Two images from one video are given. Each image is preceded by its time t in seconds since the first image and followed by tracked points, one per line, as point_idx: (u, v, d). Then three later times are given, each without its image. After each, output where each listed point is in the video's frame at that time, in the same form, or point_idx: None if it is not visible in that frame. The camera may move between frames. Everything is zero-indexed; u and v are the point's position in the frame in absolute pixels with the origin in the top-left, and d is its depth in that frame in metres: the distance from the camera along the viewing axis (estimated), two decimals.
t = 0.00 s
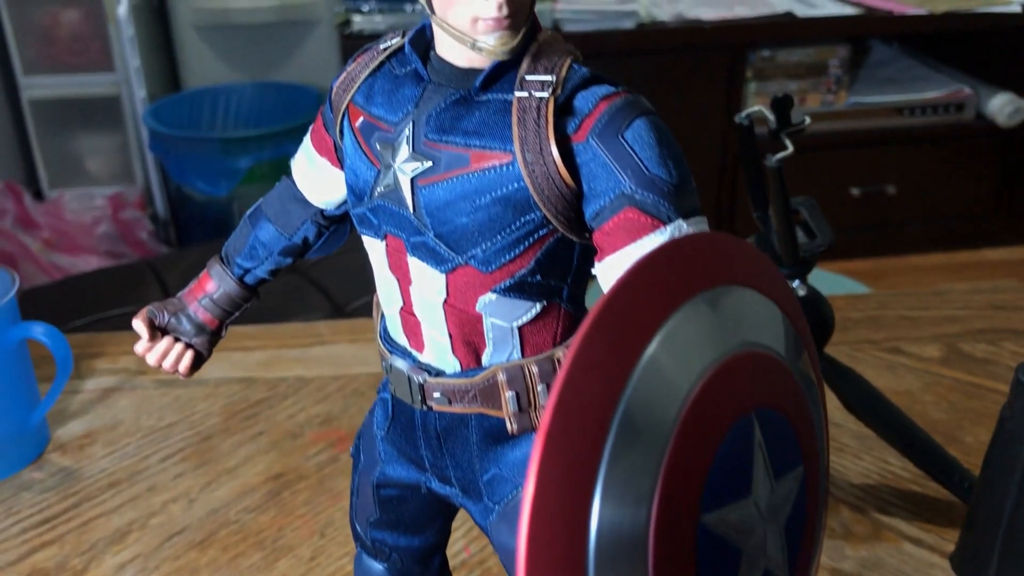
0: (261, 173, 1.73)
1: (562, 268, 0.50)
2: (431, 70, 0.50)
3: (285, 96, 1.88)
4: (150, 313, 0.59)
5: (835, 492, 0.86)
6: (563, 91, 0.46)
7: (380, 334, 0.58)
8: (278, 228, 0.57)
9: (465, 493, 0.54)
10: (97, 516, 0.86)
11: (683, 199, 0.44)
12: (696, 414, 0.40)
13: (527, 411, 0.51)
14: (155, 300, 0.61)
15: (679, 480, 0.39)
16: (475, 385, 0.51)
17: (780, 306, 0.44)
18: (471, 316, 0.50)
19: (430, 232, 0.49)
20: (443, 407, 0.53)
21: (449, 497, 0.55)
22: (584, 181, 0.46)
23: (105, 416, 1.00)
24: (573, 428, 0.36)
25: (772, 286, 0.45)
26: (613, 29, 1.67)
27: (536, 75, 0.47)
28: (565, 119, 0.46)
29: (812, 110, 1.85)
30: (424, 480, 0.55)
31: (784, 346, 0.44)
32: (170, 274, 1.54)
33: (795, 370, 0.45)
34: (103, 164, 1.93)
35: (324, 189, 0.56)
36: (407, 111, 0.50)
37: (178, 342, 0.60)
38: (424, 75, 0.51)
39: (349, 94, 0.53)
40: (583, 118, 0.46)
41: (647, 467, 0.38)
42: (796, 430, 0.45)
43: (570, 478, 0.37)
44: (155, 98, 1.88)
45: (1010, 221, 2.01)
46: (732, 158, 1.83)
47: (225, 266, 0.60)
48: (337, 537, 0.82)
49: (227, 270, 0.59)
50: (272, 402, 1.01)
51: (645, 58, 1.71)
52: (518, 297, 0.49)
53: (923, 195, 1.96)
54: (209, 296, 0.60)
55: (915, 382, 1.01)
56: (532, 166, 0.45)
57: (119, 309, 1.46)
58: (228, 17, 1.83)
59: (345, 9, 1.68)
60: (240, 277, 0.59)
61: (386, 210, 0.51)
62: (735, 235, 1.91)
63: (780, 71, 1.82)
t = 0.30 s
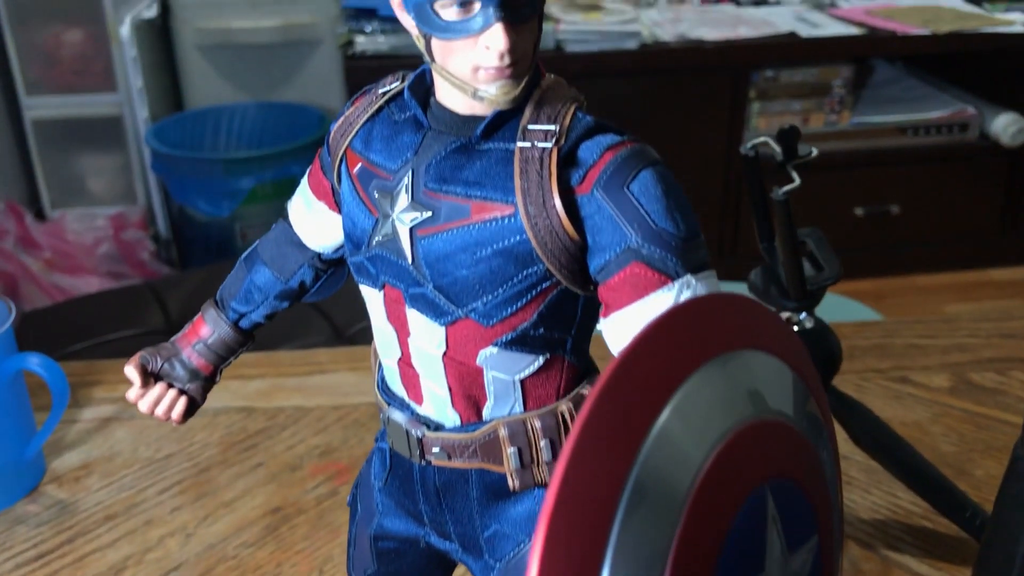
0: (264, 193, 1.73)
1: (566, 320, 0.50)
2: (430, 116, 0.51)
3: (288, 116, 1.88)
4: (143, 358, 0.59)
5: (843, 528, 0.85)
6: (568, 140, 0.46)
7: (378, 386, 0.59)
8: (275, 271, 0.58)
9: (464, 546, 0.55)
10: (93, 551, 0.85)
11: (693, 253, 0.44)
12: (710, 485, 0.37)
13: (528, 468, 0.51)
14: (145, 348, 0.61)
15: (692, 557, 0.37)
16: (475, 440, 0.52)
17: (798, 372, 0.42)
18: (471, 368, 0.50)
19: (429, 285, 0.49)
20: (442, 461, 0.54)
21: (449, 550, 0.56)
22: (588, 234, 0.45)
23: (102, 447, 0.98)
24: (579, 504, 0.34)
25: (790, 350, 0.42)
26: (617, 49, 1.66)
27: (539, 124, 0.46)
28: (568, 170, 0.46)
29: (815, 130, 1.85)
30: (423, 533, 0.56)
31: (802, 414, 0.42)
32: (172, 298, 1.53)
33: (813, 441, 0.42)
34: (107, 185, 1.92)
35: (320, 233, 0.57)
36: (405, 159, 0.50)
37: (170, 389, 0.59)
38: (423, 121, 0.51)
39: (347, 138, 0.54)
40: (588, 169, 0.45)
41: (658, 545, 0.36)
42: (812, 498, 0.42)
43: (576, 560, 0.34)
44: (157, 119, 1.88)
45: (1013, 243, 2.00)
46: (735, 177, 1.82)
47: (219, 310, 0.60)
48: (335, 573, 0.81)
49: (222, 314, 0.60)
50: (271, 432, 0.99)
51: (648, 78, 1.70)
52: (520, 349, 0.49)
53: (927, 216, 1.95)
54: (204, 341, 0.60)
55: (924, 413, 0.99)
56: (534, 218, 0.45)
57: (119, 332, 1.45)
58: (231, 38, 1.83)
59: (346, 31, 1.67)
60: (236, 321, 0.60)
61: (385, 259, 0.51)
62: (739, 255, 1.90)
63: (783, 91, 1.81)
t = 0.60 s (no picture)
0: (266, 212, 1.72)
1: (570, 370, 0.49)
2: (430, 158, 0.51)
3: (290, 136, 1.87)
4: (136, 402, 0.59)
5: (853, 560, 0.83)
6: (572, 186, 0.46)
7: (376, 435, 0.59)
8: (271, 313, 0.58)
9: None
10: None
11: (703, 303, 0.44)
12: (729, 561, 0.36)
13: (532, 521, 0.51)
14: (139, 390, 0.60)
15: None
16: (476, 493, 0.52)
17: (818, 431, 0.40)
18: (472, 419, 0.50)
19: (428, 333, 0.49)
20: (442, 514, 0.53)
21: None
22: (593, 283, 0.45)
23: (99, 476, 0.97)
24: None
25: (810, 409, 0.41)
26: (621, 68, 1.65)
27: (542, 169, 0.46)
28: (573, 217, 0.45)
29: (819, 148, 1.84)
30: None
31: (823, 478, 0.40)
32: (172, 319, 1.52)
33: (838, 510, 0.41)
34: (108, 203, 1.90)
35: (318, 273, 0.57)
36: (405, 203, 0.50)
37: (164, 432, 0.59)
38: (422, 163, 0.51)
39: (345, 178, 0.53)
40: (593, 217, 0.45)
41: None
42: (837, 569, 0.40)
43: None
44: (159, 138, 1.86)
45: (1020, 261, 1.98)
46: (739, 194, 1.81)
47: (214, 351, 0.60)
48: None
49: (215, 357, 0.59)
50: (269, 461, 0.97)
51: (654, 96, 1.69)
52: (523, 401, 0.49)
53: (932, 234, 1.93)
54: (197, 384, 0.59)
55: (933, 442, 0.98)
56: (538, 267, 0.45)
57: (117, 354, 1.42)
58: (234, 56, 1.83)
59: (348, 50, 1.66)
60: (230, 363, 0.60)
61: (382, 305, 0.51)
62: (745, 273, 1.88)
63: (787, 109, 1.80)
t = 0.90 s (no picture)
0: (270, 228, 1.71)
1: (580, 408, 0.48)
2: (434, 185, 0.50)
3: (294, 151, 1.86)
4: (130, 433, 0.58)
5: None
6: (583, 216, 0.44)
7: (378, 471, 0.57)
8: (268, 341, 0.57)
9: None
10: None
11: (721, 339, 0.42)
12: None
13: (540, 564, 0.50)
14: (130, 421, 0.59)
15: None
16: (483, 535, 0.50)
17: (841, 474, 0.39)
18: (478, 458, 0.49)
19: (432, 367, 0.48)
20: (446, 556, 0.52)
21: None
22: (606, 316, 0.44)
23: (99, 498, 0.93)
24: None
25: (834, 451, 0.40)
26: (626, 83, 1.63)
27: (551, 196, 0.44)
28: (584, 247, 0.44)
29: (824, 163, 1.82)
30: None
31: (845, 520, 0.40)
32: (175, 337, 1.50)
33: (861, 554, 0.40)
34: (110, 219, 1.89)
35: (317, 301, 0.56)
36: (407, 231, 0.49)
37: (158, 465, 0.58)
38: (426, 189, 0.50)
39: (345, 204, 0.52)
40: (606, 246, 0.43)
41: None
42: None
43: None
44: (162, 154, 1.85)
45: None
46: (744, 209, 1.79)
47: (209, 381, 0.59)
48: None
49: (212, 387, 0.59)
50: (271, 483, 0.93)
51: (660, 111, 1.67)
52: (530, 440, 0.47)
53: (938, 250, 1.91)
54: (193, 415, 0.58)
55: (947, 466, 0.95)
56: (547, 300, 0.43)
57: (118, 372, 1.40)
58: (238, 71, 1.82)
59: (352, 65, 1.65)
60: (228, 394, 0.59)
61: (383, 337, 0.50)
62: (750, 289, 1.87)
63: (793, 124, 1.78)
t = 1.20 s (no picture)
0: (272, 244, 1.71)
1: (588, 449, 0.48)
2: (438, 218, 0.49)
3: (298, 167, 1.86)
4: (127, 467, 0.58)
5: None
6: (592, 251, 0.44)
7: (380, 508, 0.58)
8: (268, 373, 0.57)
9: None
10: None
11: (735, 382, 0.41)
12: None
13: None
14: (129, 455, 0.59)
15: None
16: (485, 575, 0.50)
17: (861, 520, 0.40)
18: (483, 499, 0.48)
19: (436, 407, 0.47)
20: None
21: None
22: (615, 356, 0.43)
23: (99, 522, 0.89)
24: None
25: (851, 497, 0.41)
26: (629, 98, 1.63)
27: (559, 233, 0.44)
28: (594, 285, 0.43)
29: (828, 179, 1.81)
30: None
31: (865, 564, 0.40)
32: (178, 354, 1.48)
33: None
34: (112, 234, 1.88)
35: (317, 334, 0.56)
36: (411, 265, 0.48)
37: (156, 499, 0.58)
38: (430, 223, 0.49)
39: (348, 237, 0.52)
40: (615, 284, 0.43)
41: None
42: None
43: None
44: (166, 169, 1.84)
45: None
46: (748, 225, 1.79)
47: (208, 414, 0.59)
48: None
49: (211, 420, 0.58)
50: (272, 507, 0.88)
51: (664, 127, 1.67)
52: (538, 481, 0.47)
53: (944, 266, 1.90)
54: (192, 449, 0.58)
55: (956, 490, 0.87)
56: (555, 340, 0.43)
57: (119, 391, 1.39)
58: (242, 86, 1.82)
59: (356, 81, 1.65)
60: (227, 427, 0.58)
61: (386, 375, 0.49)
62: (754, 305, 1.86)
63: (797, 139, 1.77)
